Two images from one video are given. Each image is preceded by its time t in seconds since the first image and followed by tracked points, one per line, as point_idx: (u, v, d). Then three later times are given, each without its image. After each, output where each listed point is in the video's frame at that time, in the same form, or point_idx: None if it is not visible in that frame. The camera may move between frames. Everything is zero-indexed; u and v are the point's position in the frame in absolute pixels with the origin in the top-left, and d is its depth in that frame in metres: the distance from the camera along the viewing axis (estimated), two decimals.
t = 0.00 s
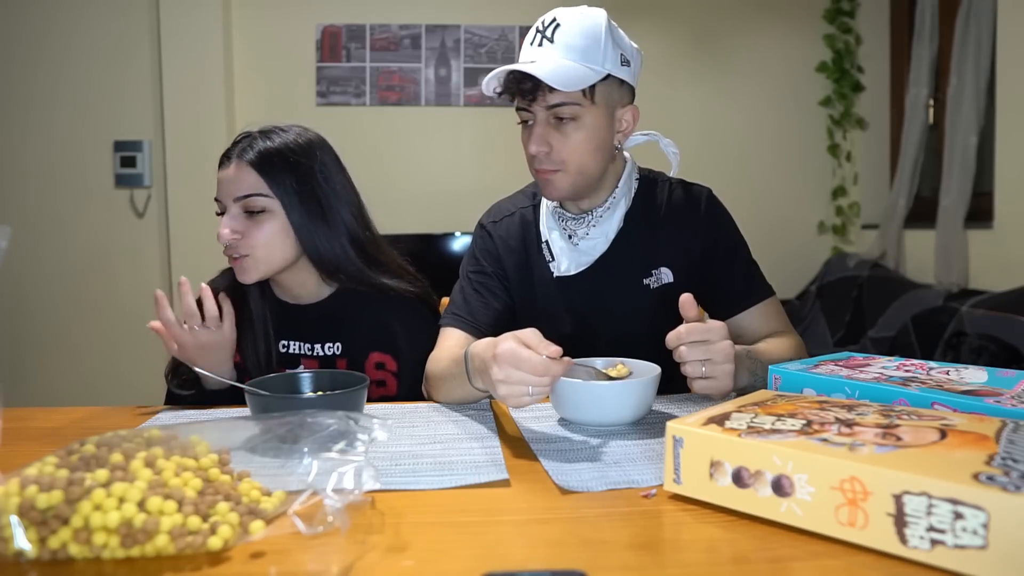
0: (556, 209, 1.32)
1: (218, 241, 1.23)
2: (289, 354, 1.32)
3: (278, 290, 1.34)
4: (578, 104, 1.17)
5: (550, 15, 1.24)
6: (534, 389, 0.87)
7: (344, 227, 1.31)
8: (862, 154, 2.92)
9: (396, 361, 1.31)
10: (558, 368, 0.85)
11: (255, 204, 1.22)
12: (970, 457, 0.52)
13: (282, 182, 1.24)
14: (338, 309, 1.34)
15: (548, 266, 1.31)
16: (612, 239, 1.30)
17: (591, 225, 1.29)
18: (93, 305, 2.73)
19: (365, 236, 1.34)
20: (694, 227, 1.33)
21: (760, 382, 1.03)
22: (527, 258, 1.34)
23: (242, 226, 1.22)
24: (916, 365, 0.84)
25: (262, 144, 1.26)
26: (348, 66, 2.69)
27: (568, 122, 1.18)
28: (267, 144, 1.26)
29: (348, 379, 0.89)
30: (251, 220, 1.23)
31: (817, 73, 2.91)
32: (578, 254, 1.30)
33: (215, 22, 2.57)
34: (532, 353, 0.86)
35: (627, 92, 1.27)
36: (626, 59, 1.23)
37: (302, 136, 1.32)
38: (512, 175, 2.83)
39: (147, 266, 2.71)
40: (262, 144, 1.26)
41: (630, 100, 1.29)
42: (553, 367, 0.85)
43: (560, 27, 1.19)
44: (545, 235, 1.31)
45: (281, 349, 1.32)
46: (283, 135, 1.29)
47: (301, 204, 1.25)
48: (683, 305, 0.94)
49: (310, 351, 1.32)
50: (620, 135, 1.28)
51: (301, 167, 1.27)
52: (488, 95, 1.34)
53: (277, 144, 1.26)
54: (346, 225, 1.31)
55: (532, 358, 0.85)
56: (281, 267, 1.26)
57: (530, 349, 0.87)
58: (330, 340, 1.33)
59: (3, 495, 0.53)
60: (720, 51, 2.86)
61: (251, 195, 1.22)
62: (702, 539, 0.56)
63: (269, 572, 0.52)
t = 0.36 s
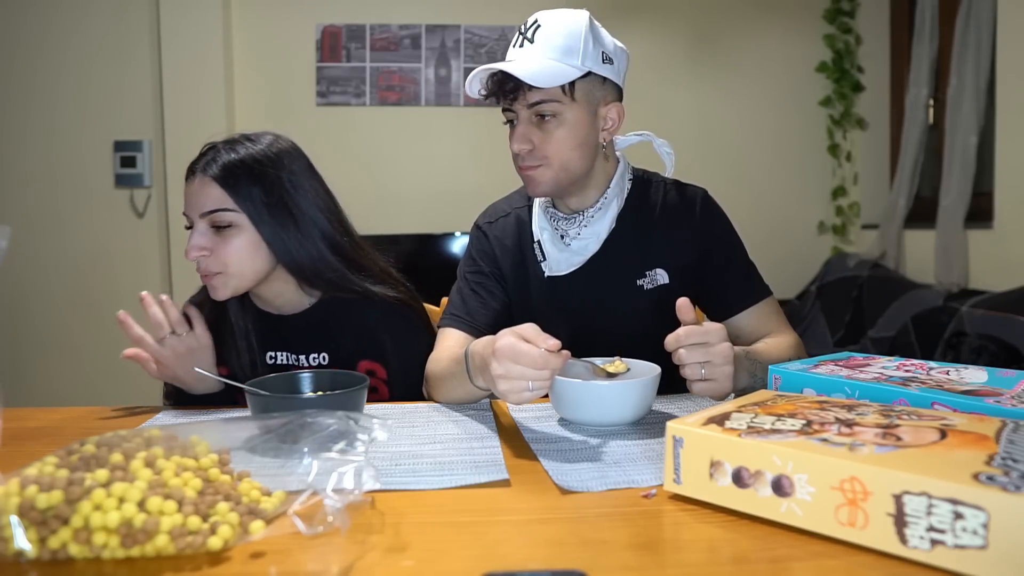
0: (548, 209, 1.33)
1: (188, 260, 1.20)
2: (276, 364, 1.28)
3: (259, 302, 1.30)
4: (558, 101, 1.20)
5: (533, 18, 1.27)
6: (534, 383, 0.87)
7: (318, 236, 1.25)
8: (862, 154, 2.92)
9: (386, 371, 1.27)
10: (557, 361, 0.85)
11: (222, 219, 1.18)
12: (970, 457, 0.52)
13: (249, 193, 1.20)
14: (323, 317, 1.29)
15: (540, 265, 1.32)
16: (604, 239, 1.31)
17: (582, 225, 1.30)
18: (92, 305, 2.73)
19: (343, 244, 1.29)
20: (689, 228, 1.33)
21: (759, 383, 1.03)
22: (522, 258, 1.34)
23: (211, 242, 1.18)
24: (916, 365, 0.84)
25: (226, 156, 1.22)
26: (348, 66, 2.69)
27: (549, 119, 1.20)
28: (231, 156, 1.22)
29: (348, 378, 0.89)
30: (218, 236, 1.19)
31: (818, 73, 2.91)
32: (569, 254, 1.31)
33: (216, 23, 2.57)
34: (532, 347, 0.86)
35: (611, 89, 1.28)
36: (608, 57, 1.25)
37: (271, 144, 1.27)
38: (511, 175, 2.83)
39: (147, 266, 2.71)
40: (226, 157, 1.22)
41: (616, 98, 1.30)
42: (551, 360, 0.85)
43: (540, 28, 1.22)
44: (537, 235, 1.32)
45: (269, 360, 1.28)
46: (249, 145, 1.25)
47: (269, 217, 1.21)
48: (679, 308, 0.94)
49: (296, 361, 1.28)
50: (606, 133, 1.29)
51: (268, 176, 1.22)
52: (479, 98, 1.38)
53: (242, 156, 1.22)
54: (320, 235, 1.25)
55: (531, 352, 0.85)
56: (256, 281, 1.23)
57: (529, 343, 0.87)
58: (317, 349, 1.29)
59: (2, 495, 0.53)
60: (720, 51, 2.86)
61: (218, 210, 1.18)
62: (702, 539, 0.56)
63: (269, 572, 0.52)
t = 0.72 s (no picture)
0: (545, 210, 1.33)
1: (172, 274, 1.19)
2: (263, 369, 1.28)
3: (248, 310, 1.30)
4: (549, 102, 1.20)
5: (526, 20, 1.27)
6: (534, 383, 0.87)
7: (299, 243, 1.24)
8: (862, 154, 2.92)
9: (373, 374, 1.27)
10: (557, 360, 0.85)
11: (203, 231, 1.18)
12: (970, 457, 0.52)
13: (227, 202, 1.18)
14: (312, 320, 1.29)
15: (537, 265, 1.32)
16: (600, 240, 1.30)
17: (579, 224, 1.30)
18: (92, 305, 2.73)
19: (326, 249, 1.27)
20: (686, 229, 1.33)
21: (759, 383, 1.03)
22: (519, 258, 1.35)
23: (193, 255, 1.18)
24: (915, 365, 0.84)
25: (202, 165, 1.20)
26: (348, 66, 2.69)
27: (541, 120, 1.21)
28: (207, 165, 1.20)
29: (349, 378, 0.88)
30: (200, 247, 1.18)
31: (817, 73, 2.91)
32: (566, 254, 1.30)
33: (215, 23, 2.57)
34: (530, 346, 0.86)
35: (605, 89, 1.28)
36: (601, 57, 1.25)
37: (249, 151, 1.25)
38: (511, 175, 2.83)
39: (148, 266, 2.71)
40: (202, 166, 1.20)
41: (611, 99, 1.30)
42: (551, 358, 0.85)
43: (533, 29, 1.23)
44: (533, 235, 1.32)
45: (257, 366, 1.28)
46: (227, 153, 1.23)
47: (249, 226, 1.19)
48: (679, 308, 0.94)
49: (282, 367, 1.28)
50: (600, 133, 1.29)
51: (245, 185, 1.20)
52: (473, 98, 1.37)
53: (218, 164, 1.20)
54: (301, 242, 1.24)
55: (530, 350, 0.85)
56: (244, 289, 1.23)
57: (528, 342, 0.87)
58: (306, 355, 1.29)
59: (2, 496, 0.53)
60: (720, 51, 2.86)
61: (197, 221, 1.17)
62: (702, 538, 0.56)
63: (269, 573, 0.52)
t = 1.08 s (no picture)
0: (545, 210, 1.33)
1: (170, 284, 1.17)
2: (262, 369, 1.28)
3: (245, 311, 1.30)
4: (550, 101, 1.20)
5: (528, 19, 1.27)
6: (534, 382, 0.87)
7: (294, 250, 1.23)
8: (862, 154, 2.92)
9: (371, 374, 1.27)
10: (555, 358, 0.85)
11: (200, 241, 1.16)
12: (970, 457, 0.52)
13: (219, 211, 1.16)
14: (309, 322, 1.29)
15: (536, 265, 1.32)
16: (599, 240, 1.30)
17: (579, 225, 1.30)
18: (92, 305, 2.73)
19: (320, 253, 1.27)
20: (687, 229, 1.33)
21: (759, 383, 1.03)
22: (520, 258, 1.35)
23: (192, 265, 1.16)
24: (916, 365, 0.84)
25: (192, 174, 1.17)
26: (348, 66, 2.69)
27: (541, 119, 1.21)
28: (198, 174, 1.17)
29: (348, 378, 0.88)
30: (198, 257, 1.16)
31: (818, 73, 2.91)
32: (566, 254, 1.30)
33: (215, 23, 2.58)
34: (529, 345, 0.86)
35: (606, 90, 1.28)
36: (603, 58, 1.25)
37: (239, 156, 1.22)
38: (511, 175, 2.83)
39: (148, 266, 2.71)
40: (193, 174, 1.17)
41: (611, 100, 1.29)
42: (549, 356, 0.85)
43: (536, 28, 1.23)
44: (533, 235, 1.32)
45: (255, 367, 1.27)
46: (216, 159, 1.20)
47: (244, 237, 1.18)
48: (679, 308, 0.95)
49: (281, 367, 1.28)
50: (601, 134, 1.29)
51: (238, 193, 1.18)
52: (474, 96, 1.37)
53: (208, 172, 1.17)
54: (296, 249, 1.23)
55: (528, 348, 0.85)
56: (244, 294, 1.23)
57: (527, 341, 0.87)
58: (304, 355, 1.29)
59: (2, 496, 0.53)
60: (720, 51, 2.86)
61: (194, 232, 1.15)
62: (701, 538, 0.56)
63: (269, 573, 0.52)
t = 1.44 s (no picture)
0: (541, 210, 1.33)
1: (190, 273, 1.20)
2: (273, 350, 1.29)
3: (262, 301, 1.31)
4: (541, 98, 1.21)
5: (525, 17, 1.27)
6: (535, 384, 0.87)
7: (308, 244, 1.25)
8: (862, 154, 2.93)
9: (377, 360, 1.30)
10: (558, 359, 0.85)
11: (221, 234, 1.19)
12: (970, 457, 0.52)
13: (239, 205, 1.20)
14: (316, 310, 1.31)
15: (530, 264, 1.33)
16: (594, 239, 1.30)
17: (573, 223, 1.30)
18: (93, 305, 2.73)
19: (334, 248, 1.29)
20: (684, 229, 1.33)
21: (759, 383, 1.03)
22: (518, 257, 1.35)
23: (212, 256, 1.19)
24: (915, 365, 0.84)
25: (213, 170, 1.20)
26: (348, 66, 2.69)
27: (532, 116, 1.21)
28: (218, 170, 1.20)
29: (349, 379, 0.89)
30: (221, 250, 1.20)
31: (817, 73, 2.91)
32: (561, 253, 1.31)
33: (215, 23, 2.57)
34: (532, 346, 0.86)
35: (599, 90, 1.27)
36: (597, 59, 1.24)
37: (257, 151, 1.25)
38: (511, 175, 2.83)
39: (148, 266, 2.71)
40: (213, 170, 1.20)
41: (605, 100, 1.29)
42: (551, 358, 0.85)
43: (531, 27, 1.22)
44: (528, 235, 1.33)
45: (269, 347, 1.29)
46: (236, 156, 1.23)
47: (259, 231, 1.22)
48: (677, 308, 0.96)
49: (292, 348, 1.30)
50: (593, 134, 1.28)
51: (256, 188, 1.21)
52: (470, 93, 1.38)
53: (228, 168, 1.20)
54: (310, 244, 1.25)
55: (530, 350, 0.85)
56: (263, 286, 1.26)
57: (529, 343, 0.87)
58: (312, 338, 1.31)
59: (3, 495, 0.53)
60: (720, 51, 2.86)
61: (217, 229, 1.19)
62: (701, 538, 0.57)
63: (269, 572, 0.52)
